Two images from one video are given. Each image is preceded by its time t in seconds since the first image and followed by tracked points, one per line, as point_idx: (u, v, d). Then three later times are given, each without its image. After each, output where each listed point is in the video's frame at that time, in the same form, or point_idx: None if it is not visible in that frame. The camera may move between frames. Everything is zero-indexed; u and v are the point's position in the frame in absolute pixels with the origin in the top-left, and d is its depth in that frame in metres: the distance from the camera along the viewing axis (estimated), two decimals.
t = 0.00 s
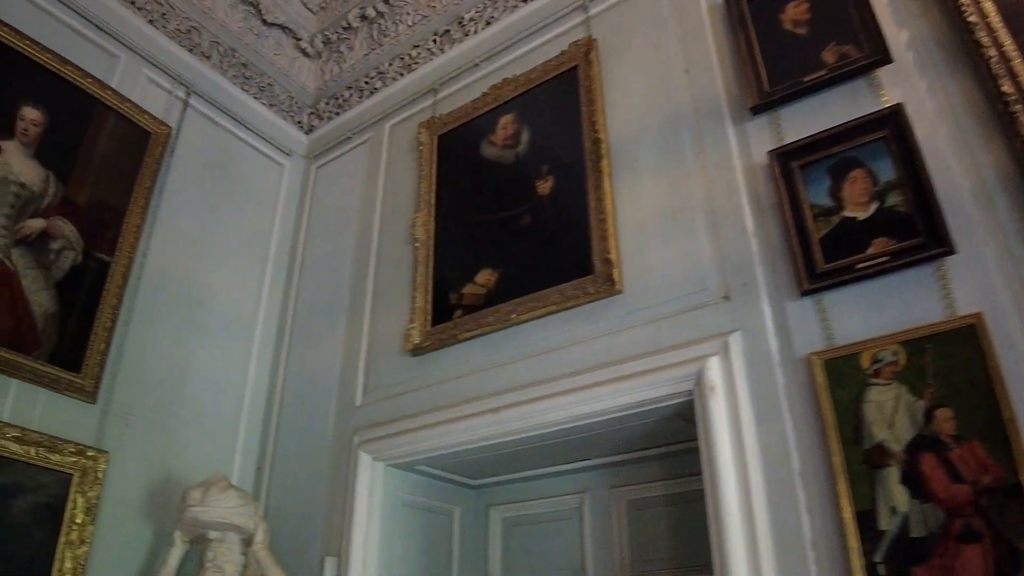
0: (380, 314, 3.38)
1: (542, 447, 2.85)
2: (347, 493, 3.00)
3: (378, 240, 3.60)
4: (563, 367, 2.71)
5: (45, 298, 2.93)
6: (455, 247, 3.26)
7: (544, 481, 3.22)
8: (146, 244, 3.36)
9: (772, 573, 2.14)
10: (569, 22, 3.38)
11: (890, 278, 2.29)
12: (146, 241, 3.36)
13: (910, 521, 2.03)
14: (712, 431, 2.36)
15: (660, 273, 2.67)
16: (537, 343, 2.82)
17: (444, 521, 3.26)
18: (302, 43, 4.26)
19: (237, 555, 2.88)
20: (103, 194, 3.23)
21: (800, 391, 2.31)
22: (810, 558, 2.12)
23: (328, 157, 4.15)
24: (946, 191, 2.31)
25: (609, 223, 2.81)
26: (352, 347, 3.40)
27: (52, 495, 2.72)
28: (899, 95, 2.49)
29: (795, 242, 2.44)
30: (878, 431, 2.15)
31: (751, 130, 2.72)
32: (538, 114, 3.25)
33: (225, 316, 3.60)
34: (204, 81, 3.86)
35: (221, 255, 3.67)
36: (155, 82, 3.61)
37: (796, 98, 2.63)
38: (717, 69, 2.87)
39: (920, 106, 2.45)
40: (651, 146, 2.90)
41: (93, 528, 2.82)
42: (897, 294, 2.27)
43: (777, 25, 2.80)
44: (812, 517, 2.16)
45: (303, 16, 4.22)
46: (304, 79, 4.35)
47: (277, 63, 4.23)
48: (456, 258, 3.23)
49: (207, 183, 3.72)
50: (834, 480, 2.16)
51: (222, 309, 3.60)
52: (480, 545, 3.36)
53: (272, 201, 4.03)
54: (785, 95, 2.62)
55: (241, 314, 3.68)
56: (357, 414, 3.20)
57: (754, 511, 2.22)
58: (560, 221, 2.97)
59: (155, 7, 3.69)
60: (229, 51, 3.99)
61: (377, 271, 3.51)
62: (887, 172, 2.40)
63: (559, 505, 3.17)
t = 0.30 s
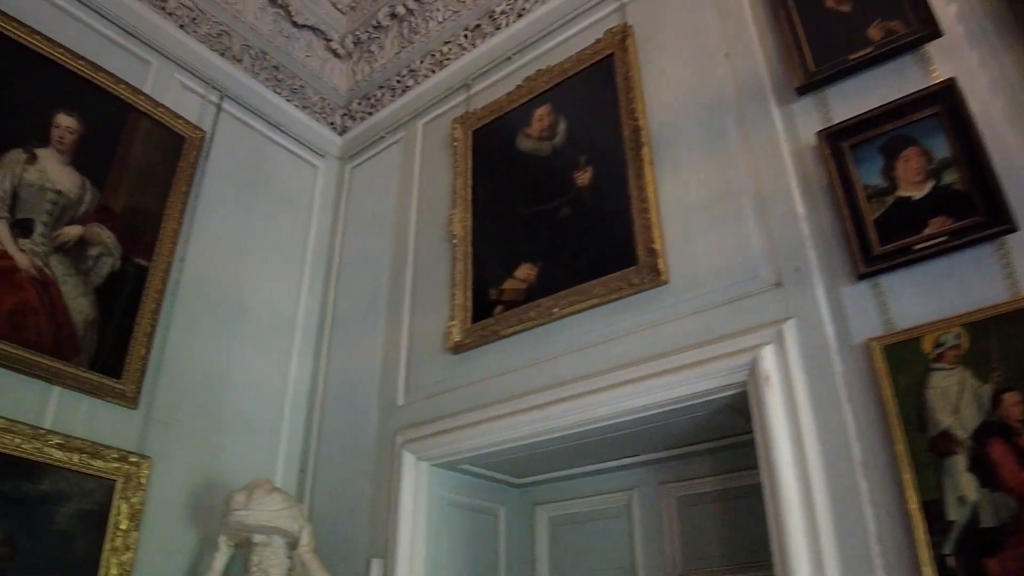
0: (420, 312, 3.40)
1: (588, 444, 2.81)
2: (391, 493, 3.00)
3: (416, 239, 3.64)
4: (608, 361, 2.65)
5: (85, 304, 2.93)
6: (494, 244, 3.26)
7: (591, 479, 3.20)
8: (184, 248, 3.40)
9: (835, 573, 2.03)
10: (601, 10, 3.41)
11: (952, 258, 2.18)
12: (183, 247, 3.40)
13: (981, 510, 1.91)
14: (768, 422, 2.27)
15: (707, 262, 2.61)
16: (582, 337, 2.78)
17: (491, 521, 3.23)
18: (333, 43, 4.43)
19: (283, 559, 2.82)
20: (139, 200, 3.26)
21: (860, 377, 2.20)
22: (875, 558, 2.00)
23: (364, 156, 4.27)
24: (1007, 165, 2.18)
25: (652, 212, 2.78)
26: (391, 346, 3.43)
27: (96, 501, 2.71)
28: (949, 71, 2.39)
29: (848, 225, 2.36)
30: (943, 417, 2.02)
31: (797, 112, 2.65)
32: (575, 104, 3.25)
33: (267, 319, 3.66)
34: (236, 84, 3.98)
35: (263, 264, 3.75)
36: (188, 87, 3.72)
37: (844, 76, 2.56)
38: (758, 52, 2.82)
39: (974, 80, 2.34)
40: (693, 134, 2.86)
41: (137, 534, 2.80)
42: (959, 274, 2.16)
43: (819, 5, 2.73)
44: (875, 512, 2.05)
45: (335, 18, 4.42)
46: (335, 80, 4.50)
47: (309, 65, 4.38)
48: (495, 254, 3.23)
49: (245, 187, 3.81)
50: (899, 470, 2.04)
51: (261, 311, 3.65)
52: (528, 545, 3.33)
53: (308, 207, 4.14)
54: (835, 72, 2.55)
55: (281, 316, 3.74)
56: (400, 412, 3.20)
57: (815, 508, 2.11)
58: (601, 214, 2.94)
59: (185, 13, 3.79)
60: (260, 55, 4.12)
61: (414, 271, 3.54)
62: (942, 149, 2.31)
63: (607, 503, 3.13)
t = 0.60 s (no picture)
0: (455, 309, 3.38)
1: (630, 437, 2.76)
2: (432, 491, 2.98)
3: (449, 237, 3.63)
4: (647, 353, 2.60)
5: (123, 309, 2.97)
6: (528, 238, 3.23)
7: (634, 473, 3.15)
8: (219, 252, 3.43)
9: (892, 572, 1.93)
10: None
11: (1005, 235, 2.07)
12: (219, 250, 3.44)
13: None
14: (817, 411, 2.19)
15: (748, 248, 2.54)
16: (620, 329, 2.73)
17: (532, 517, 3.21)
18: (361, 44, 4.47)
19: (325, 558, 2.82)
20: (173, 205, 3.30)
21: (911, 362, 2.10)
22: (935, 556, 1.90)
23: (396, 156, 4.29)
24: None
25: (690, 200, 2.71)
26: (427, 344, 3.42)
27: (137, 504, 2.74)
28: (995, 42, 2.27)
29: (893, 204, 2.25)
30: (1001, 400, 1.90)
31: (836, 93, 2.55)
32: (608, 93, 3.21)
33: (304, 320, 3.69)
34: (266, 88, 4.03)
35: (298, 267, 3.79)
36: (219, 91, 3.76)
37: (883, 53, 2.46)
38: (794, 31, 2.74)
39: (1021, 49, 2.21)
40: (730, 117, 2.78)
41: (180, 536, 2.82)
42: (1013, 251, 2.04)
43: None
44: (932, 501, 1.95)
45: (362, 19, 4.45)
46: (364, 82, 4.55)
47: (338, 67, 4.43)
48: (530, 249, 3.19)
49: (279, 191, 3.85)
50: (955, 456, 1.93)
51: (297, 313, 3.67)
52: (571, 541, 3.29)
53: (342, 210, 4.16)
54: (875, 48, 2.45)
55: (316, 318, 3.76)
56: (439, 409, 3.18)
57: (869, 505, 2.02)
58: (636, 204, 2.89)
59: (215, 19, 3.84)
60: (290, 58, 4.17)
61: (449, 269, 3.52)
62: (989, 124, 2.21)
63: (651, 497, 3.08)
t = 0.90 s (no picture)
0: (499, 306, 3.34)
1: (682, 432, 2.68)
2: (481, 491, 2.95)
3: (491, 233, 3.58)
4: (698, 344, 2.52)
5: (169, 315, 3.02)
6: (569, 232, 3.16)
7: (688, 468, 3.06)
8: (263, 257, 3.46)
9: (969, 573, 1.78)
10: None
11: None
12: (263, 255, 3.47)
13: None
14: (878, 396, 2.07)
15: (801, 232, 2.43)
16: (669, 321, 2.65)
17: (584, 515, 3.15)
18: (396, 45, 4.47)
19: (377, 561, 2.81)
20: (215, 212, 3.35)
21: (979, 341, 1.96)
22: (1010, 544, 1.75)
23: (435, 155, 4.27)
24: None
25: (738, 184, 2.61)
26: (472, 342, 3.38)
27: (189, 510, 2.76)
28: None
29: (953, 179, 2.11)
30: None
31: (886, 66, 2.42)
32: (647, 80, 3.12)
33: (349, 322, 3.71)
34: (304, 92, 4.05)
35: (342, 270, 3.80)
36: (257, 97, 3.79)
37: (933, 25, 2.32)
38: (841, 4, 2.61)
39: None
40: (776, 97, 2.67)
41: (231, 541, 2.84)
42: None
43: None
44: (1005, 484, 1.81)
45: (395, 19, 4.44)
46: (401, 82, 4.55)
47: (374, 69, 4.43)
48: (572, 242, 3.13)
49: (321, 195, 3.87)
50: None
51: (340, 315, 3.68)
52: (625, 539, 3.22)
53: (383, 212, 4.16)
54: (923, 20, 2.31)
55: (361, 320, 3.76)
56: (486, 408, 3.15)
57: (938, 494, 1.88)
58: (680, 192, 2.80)
59: (250, 26, 3.87)
60: (325, 61, 4.18)
61: (492, 266, 3.48)
62: None
63: (706, 493, 2.99)
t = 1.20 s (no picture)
0: (542, 303, 3.31)
1: (733, 426, 2.61)
2: (530, 490, 2.93)
3: (532, 230, 3.55)
4: (746, 336, 2.44)
5: (217, 321, 3.08)
6: (611, 226, 3.11)
7: (742, 463, 2.99)
8: (307, 263, 3.50)
9: None
10: None
11: None
12: (307, 261, 3.51)
13: None
14: (937, 384, 1.96)
15: (850, 216, 2.33)
16: (717, 312, 2.58)
17: (636, 513, 3.10)
18: (431, 47, 4.49)
19: (428, 561, 2.81)
20: (258, 219, 3.40)
21: None
22: None
23: (472, 155, 4.26)
24: None
25: (783, 169, 2.52)
26: (516, 341, 3.36)
27: (241, 515, 2.81)
28: None
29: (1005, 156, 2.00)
30: None
31: (933, 44, 2.31)
32: (685, 69, 3.05)
33: (394, 324, 3.73)
34: (342, 98, 4.08)
35: (385, 272, 3.82)
36: (296, 104, 3.84)
37: None
38: None
39: None
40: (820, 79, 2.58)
41: (283, 545, 2.88)
42: None
43: None
44: None
45: (429, 21, 4.46)
46: (437, 84, 4.56)
47: (409, 71, 4.45)
48: (614, 236, 3.08)
49: (363, 199, 3.90)
50: None
51: (384, 318, 3.70)
52: (678, 536, 3.16)
53: (424, 214, 4.18)
54: None
55: (405, 322, 3.78)
56: (533, 406, 3.12)
57: (1006, 485, 1.77)
58: (723, 180, 2.72)
59: (286, 34, 3.92)
60: (361, 66, 4.21)
61: (534, 264, 3.45)
62: None
63: (760, 487, 2.91)
